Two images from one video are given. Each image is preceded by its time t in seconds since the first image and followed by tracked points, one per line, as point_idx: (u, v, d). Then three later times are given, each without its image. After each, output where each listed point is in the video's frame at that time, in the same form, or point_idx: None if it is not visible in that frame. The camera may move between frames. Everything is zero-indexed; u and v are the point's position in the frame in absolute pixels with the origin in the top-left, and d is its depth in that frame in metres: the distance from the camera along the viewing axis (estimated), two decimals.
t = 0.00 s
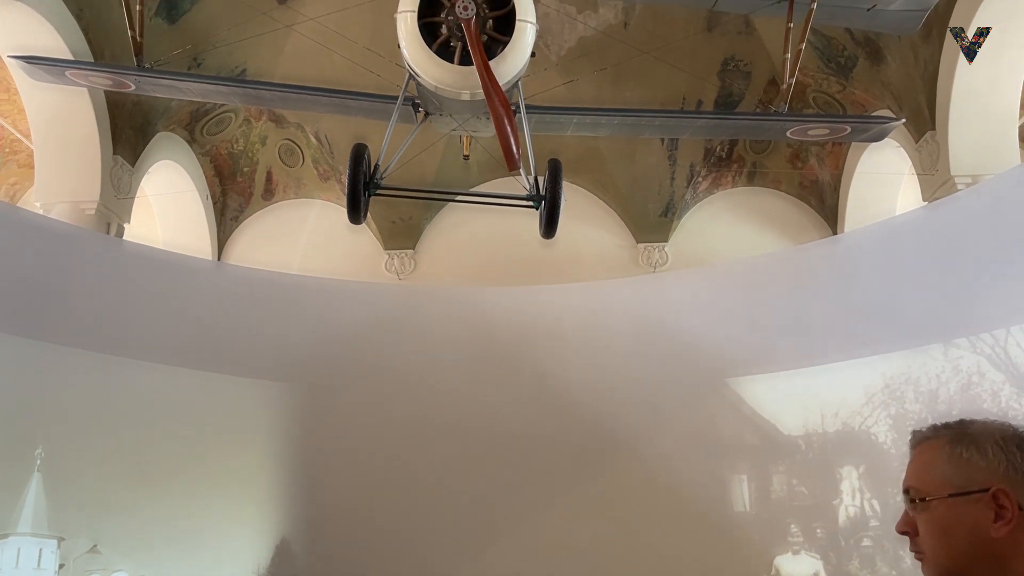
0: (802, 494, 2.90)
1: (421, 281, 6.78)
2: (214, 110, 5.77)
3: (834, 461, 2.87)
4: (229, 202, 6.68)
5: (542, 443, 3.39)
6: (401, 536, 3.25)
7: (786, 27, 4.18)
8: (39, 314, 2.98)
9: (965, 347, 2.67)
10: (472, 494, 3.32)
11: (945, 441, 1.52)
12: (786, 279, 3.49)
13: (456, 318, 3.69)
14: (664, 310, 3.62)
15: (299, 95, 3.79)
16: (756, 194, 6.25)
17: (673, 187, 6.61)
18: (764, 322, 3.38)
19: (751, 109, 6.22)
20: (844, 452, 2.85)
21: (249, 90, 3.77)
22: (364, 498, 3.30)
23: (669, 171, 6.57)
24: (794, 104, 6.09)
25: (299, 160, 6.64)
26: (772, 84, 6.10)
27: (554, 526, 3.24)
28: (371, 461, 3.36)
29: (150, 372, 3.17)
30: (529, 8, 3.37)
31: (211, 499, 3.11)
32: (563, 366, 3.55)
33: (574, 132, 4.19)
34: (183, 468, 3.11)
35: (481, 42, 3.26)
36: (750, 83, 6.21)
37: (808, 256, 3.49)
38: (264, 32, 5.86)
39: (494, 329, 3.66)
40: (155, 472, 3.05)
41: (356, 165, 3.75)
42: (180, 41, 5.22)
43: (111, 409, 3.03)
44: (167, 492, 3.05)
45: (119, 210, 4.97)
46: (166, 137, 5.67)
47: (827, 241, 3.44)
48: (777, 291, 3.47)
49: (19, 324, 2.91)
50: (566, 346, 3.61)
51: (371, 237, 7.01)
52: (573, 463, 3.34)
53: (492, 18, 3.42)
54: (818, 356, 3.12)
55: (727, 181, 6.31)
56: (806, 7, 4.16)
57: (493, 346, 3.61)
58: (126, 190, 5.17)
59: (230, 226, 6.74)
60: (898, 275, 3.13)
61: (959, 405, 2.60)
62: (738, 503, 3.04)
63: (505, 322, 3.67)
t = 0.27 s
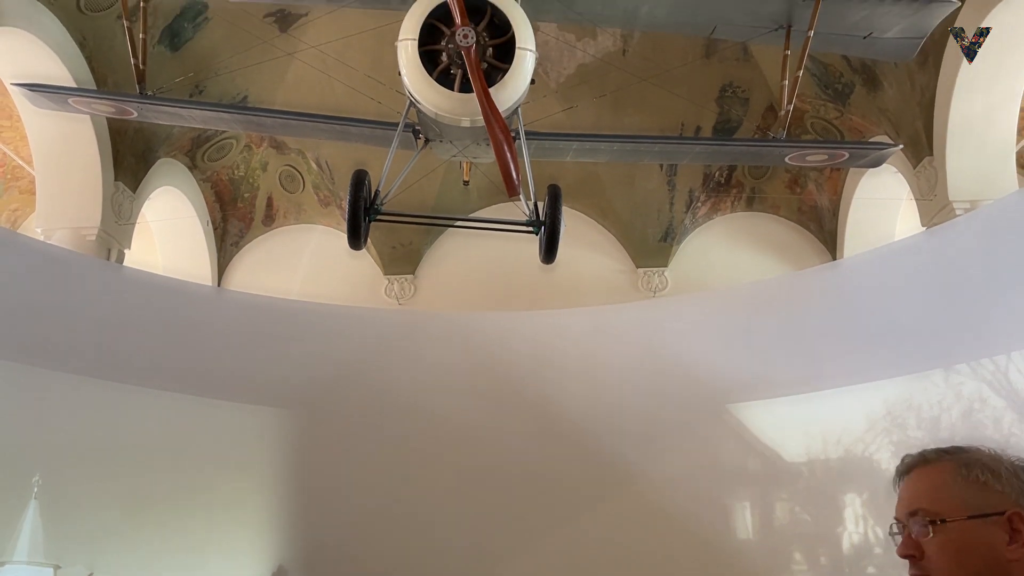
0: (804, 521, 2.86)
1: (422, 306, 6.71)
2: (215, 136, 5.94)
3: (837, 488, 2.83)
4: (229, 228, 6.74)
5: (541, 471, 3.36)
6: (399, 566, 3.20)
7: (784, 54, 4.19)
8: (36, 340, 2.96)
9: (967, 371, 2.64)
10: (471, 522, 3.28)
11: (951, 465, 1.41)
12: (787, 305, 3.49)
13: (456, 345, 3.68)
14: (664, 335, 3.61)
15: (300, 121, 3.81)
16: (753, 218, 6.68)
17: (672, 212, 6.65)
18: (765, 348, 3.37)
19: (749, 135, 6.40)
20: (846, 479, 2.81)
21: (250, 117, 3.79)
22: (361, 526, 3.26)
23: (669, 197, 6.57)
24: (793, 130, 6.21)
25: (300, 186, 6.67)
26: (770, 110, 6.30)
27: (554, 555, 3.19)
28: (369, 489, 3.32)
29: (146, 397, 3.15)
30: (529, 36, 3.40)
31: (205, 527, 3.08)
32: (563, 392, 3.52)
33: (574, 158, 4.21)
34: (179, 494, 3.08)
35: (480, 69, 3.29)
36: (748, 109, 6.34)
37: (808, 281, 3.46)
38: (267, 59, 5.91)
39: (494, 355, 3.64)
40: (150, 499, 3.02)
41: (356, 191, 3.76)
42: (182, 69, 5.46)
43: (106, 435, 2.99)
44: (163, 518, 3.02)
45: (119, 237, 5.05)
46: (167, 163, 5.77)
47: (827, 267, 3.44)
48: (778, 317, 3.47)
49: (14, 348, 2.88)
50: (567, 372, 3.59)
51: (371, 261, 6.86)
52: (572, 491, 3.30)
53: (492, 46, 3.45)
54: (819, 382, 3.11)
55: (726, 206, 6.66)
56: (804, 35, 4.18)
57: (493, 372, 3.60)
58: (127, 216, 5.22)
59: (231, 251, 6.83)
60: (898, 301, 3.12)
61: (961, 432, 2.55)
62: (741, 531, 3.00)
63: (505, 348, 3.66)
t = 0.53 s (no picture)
0: (805, 548, 2.79)
1: (423, 330, 6.67)
2: (216, 161, 6.06)
3: (841, 512, 2.75)
4: (229, 252, 6.75)
5: (541, 496, 3.32)
6: None
7: (781, 80, 4.22)
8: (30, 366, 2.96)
9: (966, 399, 2.61)
10: (469, 550, 3.22)
11: (950, 488, 1.86)
12: (788, 331, 3.49)
13: (455, 371, 3.66)
14: (664, 360, 3.61)
15: (300, 146, 3.84)
16: (750, 242, 6.77)
17: (672, 237, 6.72)
18: (762, 371, 3.38)
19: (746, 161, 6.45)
20: (849, 505, 2.74)
21: (251, 142, 3.82)
22: (358, 555, 3.19)
23: (667, 221, 6.69)
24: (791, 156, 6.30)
25: (300, 212, 6.72)
26: (768, 136, 6.37)
27: None
28: (365, 515, 3.27)
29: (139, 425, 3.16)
30: (528, 62, 3.42)
31: (200, 552, 3.11)
32: (564, 416, 3.49)
33: (573, 183, 4.23)
34: (172, 519, 3.12)
35: (481, 95, 3.32)
36: (746, 134, 6.40)
37: (808, 307, 3.52)
38: (268, 86, 5.97)
39: (492, 380, 3.62)
40: (145, 524, 3.08)
41: (357, 216, 3.77)
42: (184, 96, 5.58)
43: (102, 461, 3.04)
44: (156, 546, 3.06)
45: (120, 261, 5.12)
46: (167, 188, 5.83)
47: (827, 290, 3.49)
48: (779, 342, 3.47)
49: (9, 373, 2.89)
50: (566, 397, 3.56)
51: (371, 285, 6.84)
52: (569, 517, 3.26)
53: (492, 73, 3.48)
54: (821, 406, 3.06)
55: (725, 231, 6.76)
56: (801, 62, 4.22)
57: (491, 398, 3.56)
58: (127, 241, 5.23)
59: (230, 275, 6.81)
60: (900, 326, 3.12)
61: (963, 458, 2.47)
62: (743, 559, 2.93)
63: (506, 373, 3.65)
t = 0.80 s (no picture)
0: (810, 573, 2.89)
1: (423, 353, 6.69)
2: (217, 185, 6.12)
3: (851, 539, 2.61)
4: (229, 275, 6.76)
5: (542, 519, 3.31)
6: None
7: (778, 104, 4.26)
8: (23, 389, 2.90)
9: (967, 425, 2.64)
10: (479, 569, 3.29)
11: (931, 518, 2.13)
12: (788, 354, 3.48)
13: (454, 395, 3.63)
14: (664, 383, 3.60)
15: (301, 170, 3.86)
16: (751, 265, 6.79)
17: (671, 259, 6.72)
18: (761, 393, 3.35)
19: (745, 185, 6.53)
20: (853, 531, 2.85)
21: (252, 166, 3.84)
22: None
23: (666, 243, 6.71)
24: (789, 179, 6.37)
25: (300, 235, 6.74)
26: (766, 160, 6.42)
27: None
28: (366, 539, 3.27)
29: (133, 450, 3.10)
30: (528, 88, 3.46)
31: None
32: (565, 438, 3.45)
33: (573, 206, 4.25)
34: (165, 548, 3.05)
35: (481, 120, 3.35)
36: (744, 158, 6.44)
37: (807, 329, 3.52)
38: (270, 111, 6.02)
39: (491, 403, 3.60)
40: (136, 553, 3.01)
41: (357, 239, 3.78)
42: (185, 120, 5.60)
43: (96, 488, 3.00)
44: None
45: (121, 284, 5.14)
46: (167, 212, 5.86)
47: (826, 313, 3.51)
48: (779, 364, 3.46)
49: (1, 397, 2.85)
50: (565, 420, 3.51)
51: (371, 308, 6.83)
52: (568, 539, 3.28)
53: (492, 98, 3.51)
54: (821, 430, 3.02)
55: (725, 253, 6.79)
56: (799, 87, 4.25)
57: (490, 421, 3.52)
58: (127, 265, 5.25)
59: (230, 298, 6.82)
60: (900, 350, 3.12)
61: (967, 482, 2.59)
62: None
63: (506, 396, 3.63)
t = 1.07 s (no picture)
0: None
1: (423, 375, 6.67)
2: (216, 208, 6.14)
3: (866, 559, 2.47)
4: (229, 296, 6.77)
5: (544, 541, 3.33)
6: None
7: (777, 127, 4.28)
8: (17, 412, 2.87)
9: (970, 449, 2.65)
10: None
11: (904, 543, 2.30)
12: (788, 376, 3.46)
13: (453, 416, 3.59)
14: (662, 405, 3.57)
15: (301, 193, 3.87)
16: (750, 286, 6.79)
17: (671, 281, 6.72)
18: (761, 415, 3.34)
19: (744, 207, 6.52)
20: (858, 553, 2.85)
21: (252, 189, 3.85)
22: None
23: (666, 265, 6.72)
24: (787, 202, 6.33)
25: (300, 257, 6.74)
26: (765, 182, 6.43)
27: None
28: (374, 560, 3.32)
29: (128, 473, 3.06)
30: (528, 111, 3.48)
31: None
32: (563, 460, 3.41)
33: (572, 228, 4.26)
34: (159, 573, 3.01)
35: (480, 143, 3.37)
36: (743, 180, 6.46)
37: (806, 351, 3.50)
38: (271, 133, 6.07)
39: (490, 424, 3.57)
40: None
41: (356, 261, 3.79)
42: (187, 142, 5.64)
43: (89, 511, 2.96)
44: None
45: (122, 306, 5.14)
46: (167, 234, 5.88)
47: (826, 335, 3.48)
48: (779, 386, 3.45)
49: None
50: (564, 442, 3.48)
51: (370, 330, 6.82)
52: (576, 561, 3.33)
53: (491, 121, 3.53)
54: (822, 452, 2.99)
55: (724, 275, 6.79)
56: (796, 110, 4.28)
57: (489, 443, 3.48)
58: (128, 287, 5.25)
59: (230, 320, 6.81)
60: (900, 372, 3.11)
61: (971, 504, 2.64)
62: None
63: (505, 419, 3.59)
